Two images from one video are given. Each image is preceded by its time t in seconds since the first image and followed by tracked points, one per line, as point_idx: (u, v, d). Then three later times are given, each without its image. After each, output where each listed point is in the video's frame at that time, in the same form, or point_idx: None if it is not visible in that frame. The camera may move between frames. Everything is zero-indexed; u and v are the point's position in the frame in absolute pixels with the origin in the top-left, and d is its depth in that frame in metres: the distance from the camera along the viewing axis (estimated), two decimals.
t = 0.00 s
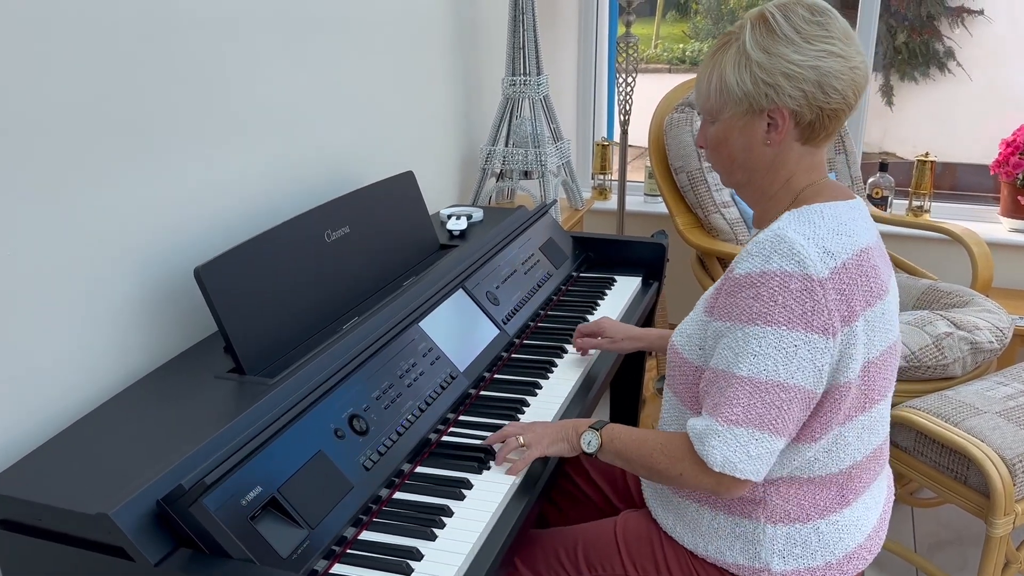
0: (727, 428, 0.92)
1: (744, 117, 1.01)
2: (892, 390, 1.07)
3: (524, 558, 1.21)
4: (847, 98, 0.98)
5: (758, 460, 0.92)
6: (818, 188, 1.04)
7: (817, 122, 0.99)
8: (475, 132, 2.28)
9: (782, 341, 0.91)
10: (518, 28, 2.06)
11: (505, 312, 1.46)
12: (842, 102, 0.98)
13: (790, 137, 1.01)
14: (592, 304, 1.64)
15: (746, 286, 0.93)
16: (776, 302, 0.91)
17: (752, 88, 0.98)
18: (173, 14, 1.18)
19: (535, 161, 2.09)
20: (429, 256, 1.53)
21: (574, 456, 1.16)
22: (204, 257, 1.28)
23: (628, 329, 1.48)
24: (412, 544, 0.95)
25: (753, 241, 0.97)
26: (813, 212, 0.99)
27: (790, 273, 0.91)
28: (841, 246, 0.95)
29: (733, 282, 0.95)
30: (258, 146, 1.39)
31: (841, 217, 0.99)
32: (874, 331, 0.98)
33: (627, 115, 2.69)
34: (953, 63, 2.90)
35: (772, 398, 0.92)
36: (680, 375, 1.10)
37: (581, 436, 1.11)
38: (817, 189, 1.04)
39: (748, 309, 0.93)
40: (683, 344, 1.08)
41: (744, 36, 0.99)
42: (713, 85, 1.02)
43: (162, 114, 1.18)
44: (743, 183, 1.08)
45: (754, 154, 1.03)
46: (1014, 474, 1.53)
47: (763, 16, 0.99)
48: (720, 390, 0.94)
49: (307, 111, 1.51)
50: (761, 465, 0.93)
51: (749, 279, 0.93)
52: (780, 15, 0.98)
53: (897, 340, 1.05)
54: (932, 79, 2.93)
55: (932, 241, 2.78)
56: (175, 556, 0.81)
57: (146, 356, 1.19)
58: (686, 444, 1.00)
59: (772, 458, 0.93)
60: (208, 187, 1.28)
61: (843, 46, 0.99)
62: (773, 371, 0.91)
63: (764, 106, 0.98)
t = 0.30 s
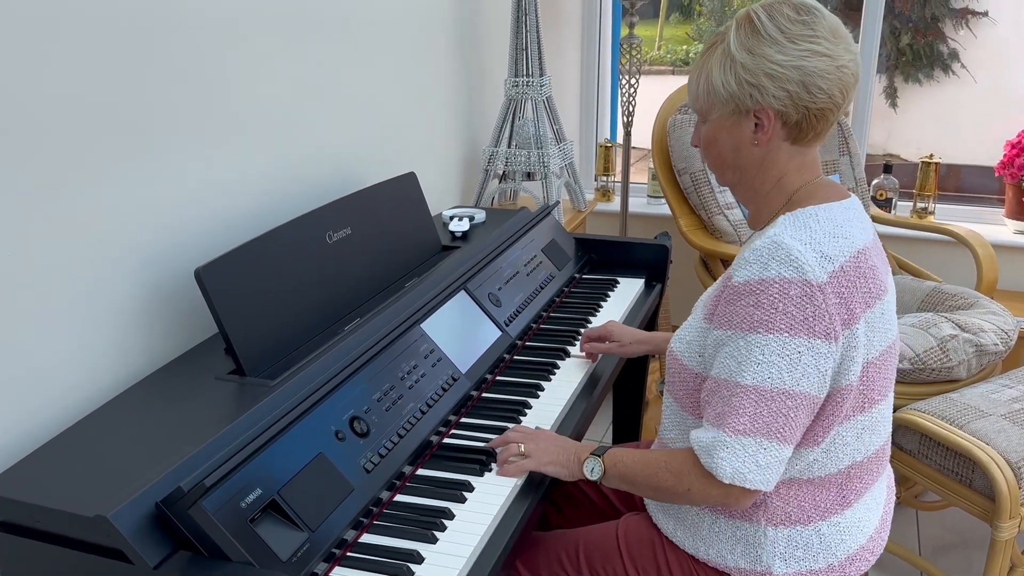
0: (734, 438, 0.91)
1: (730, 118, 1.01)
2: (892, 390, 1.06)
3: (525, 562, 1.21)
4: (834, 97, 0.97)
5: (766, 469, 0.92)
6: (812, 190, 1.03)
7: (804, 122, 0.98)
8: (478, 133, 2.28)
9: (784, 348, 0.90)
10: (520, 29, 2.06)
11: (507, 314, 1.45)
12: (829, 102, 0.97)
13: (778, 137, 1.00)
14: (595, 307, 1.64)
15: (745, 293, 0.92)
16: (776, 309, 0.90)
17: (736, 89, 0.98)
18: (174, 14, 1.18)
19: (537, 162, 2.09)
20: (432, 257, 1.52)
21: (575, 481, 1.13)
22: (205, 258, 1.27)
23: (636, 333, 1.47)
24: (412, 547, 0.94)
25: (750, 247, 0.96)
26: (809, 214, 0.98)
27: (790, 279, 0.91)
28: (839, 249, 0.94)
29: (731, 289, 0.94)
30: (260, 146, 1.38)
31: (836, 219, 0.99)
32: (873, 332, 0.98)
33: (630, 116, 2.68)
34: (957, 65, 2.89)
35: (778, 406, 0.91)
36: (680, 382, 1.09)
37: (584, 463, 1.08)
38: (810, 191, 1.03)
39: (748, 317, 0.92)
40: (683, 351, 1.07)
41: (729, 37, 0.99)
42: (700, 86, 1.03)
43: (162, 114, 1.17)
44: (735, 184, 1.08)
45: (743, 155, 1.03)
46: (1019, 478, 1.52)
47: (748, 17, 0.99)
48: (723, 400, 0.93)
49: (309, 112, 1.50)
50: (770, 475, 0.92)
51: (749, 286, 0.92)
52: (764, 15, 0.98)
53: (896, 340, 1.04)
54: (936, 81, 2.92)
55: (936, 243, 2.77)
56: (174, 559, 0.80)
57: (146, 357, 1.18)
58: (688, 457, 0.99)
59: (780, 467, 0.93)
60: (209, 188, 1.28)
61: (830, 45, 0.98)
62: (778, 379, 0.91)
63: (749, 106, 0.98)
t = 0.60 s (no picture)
0: (734, 449, 0.90)
1: (716, 126, 1.01)
2: (897, 396, 1.05)
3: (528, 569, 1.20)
4: (818, 102, 0.96)
5: (759, 480, 0.90)
6: (805, 196, 1.03)
7: (789, 128, 0.97)
8: (480, 134, 2.27)
9: (786, 358, 0.89)
10: (523, 30, 2.05)
11: (509, 315, 1.44)
12: (813, 107, 0.96)
13: (764, 144, 1.00)
14: (598, 308, 1.63)
15: (745, 304, 0.91)
16: (777, 319, 0.89)
17: (719, 97, 0.98)
18: (174, 14, 1.17)
19: (540, 163, 2.08)
20: (433, 258, 1.51)
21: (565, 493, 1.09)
22: (205, 258, 1.27)
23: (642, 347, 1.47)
24: (413, 550, 0.93)
25: (749, 259, 0.95)
26: (808, 222, 0.98)
27: (791, 289, 0.90)
28: (839, 257, 0.94)
29: (731, 301, 0.93)
30: (261, 147, 1.38)
31: (833, 226, 0.98)
32: (876, 338, 0.97)
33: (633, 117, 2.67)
34: (961, 66, 2.87)
35: (779, 417, 0.90)
36: (680, 394, 1.09)
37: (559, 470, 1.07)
38: (803, 198, 1.03)
39: (748, 327, 0.91)
40: (683, 362, 1.06)
41: (711, 46, 1.00)
42: (686, 96, 1.03)
43: (163, 114, 1.17)
44: (728, 192, 1.08)
45: (730, 163, 1.03)
46: None
47: (729, 25, 0.99)
48: (722, 411, 0.92)
49: (310, 113, 1.50)
50: (762, 486, 0.91)
51: (748, 297, 0.91)
52: (745, 22, 0.98)
53: (899, 345, 1.04)
54: (940, 82, 2.91)
55: (941, 244, 2.76)
56: (172, 563, 0.80)
57: (147, 358, 1.18)
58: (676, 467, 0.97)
59: (777, 481, 0.91)
60: (210, 188, 1.27)
61: (813, 49, 0.97)
62: (779, 391, 0.90)
63: (732, 115, 0.98)
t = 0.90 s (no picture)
0: (738, 449, 0.89)
1: (718, 124, 1.00)
2: (898, 396, 1.04)
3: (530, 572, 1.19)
4: (822, 102, 0.95)
5: (765, 482, 0.89)
6: (808, 195, 1.02)
7: (792, 128, 0.97)
8: (482, 134, 2.27)
9: (790, 356, 0.88)
10: (526, 30, 2.04)
11: (512, 316, 1.44)
12: (817, 108, 0.95)
13: (767, 143, 0.99)
14: (601, 309, 1.62)
15: (748, 300, 0.90)
16: (782, 316, 0.88)
17: (722, 96, 0.97)
18: (175, 14, 1.16)
19: (543, 163, 2.08)
20: (436, 258, 1.51)
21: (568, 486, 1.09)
22: (206, 258, 1.26)
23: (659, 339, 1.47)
24: (415, 553, 0.92)
25: (753, 253, 0.94)
26: (812, 219, 0.97)
27: (795, 285, 0.89)
28: (843, 254, 0.93)
29: (734, 297, 0.92)
30: (262, 147, 1.37)
31: (837, 224, 0.97)
32: (879, 337, 0.96)
33: (636, 117, 2.66)
34: (965, 66, 2.86)
35: (784, 416, 0.89)
36: (681, 392, 1.08)
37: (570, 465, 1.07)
38: (807, 197, 1.02)
39: (751, 324, 0.90)
40: (684, 361, 1.05)
41: (715, 43, 0.98)
42: (688, 92, 1.02)
43: (163, 114, 1.16)
44: (729, 190, 1.07)
45: (732, 160, 1.02)
46: None
47: (733, 22, 0.98)
48: (724, 410, 0.91)
49: (311, 113, 1.49)
50: (769, 488, 0.90)
51: (751, 293, 0.90)
52: (749, 19, 0.97)
53: (902, 344, 1.03)
54: (944, 82, 2.90)
55: (945, 245, 2.74)
56: (171, 566, 0.79)
57: (147, 359, 1.17)
58: (681, 465, 0.96)
59: (782, 482, 0.90)
60: (211, 188, 1.26)
61: (819, 49, 0.96)
62: (782, 390, 0.89)
63: (735, 113, 0.97)
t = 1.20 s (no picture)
0: (749, 463, 0.89)
1: (710, 132, 1.00)
2: (902, 396, 1.03)
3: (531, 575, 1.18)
4: (813, 111, 0.96)
5: (781, 489, 0.90)
6: (801, 199, 1.01)
7: (784, 137, 0.97)
8: (484, 134, 2.26)
9: (792, 365, 0.88)
10: (527, 29, 2.04)
11: (513, 316, 1.43)
12: (809, 116, 0.96)
13: (759, 151, 0.99)
14: (603, 310, 1.61)
15: (745, 313, 0.90)
16: (779, 327, 0.88)
17: (713, 106, 0.98)
18: (176, 14, 1.16)
19: (544, 163, 2.07)
20: (437, 258, 1.50)
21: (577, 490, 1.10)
22: (207, 258, 1.26)
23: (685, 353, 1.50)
24: (416, 555, 0.92)
25: (744, 266, 0.93)
26: (801, 225, 0.96)
27: (790, 296, 0.88)
28: (838, 258, 0.92)
29: (730, 309, 0.92)
30: (262, 147, 1.37)
31: (832, 226, 0.96)
32: (881, 338, 0.95)
33: (638, 117, 2.66)
34: (968, 67, 2.85)
35: (791, 425, 0.89)
36: (683, 398, 1.07)
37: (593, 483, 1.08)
38: (798, 201, 1.01)
39: (748, 339, 0.90)
40: (683, 366, 1.04)
41: (705, 53, 0.99)
42: (680, 100, 1.03)
43: (163, 113, 1.16)
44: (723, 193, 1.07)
45: (725, 167, 1.02)
46: None
47: (723, 31, 0.98)
48: (733, 422, 0.91)
49: (312, 112, 1.49)
50: (786, 494, 0.90)
51: (748, 306, 0.90)
52: (739, 28, 0.97)
53: (904, 343, 1.01)
54: (947, 82, 2.89)
55: (948, 245, 2.73)
56: (170, 568, 0.79)
57: (147, 359, 1.17)
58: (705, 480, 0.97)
59: (798, 486, 0.91)
60: (211, 187, 1.26)
61: (809, 57, 0.95)
62: (787, 400, 0.88)
63: (727, 123, 0.98)
